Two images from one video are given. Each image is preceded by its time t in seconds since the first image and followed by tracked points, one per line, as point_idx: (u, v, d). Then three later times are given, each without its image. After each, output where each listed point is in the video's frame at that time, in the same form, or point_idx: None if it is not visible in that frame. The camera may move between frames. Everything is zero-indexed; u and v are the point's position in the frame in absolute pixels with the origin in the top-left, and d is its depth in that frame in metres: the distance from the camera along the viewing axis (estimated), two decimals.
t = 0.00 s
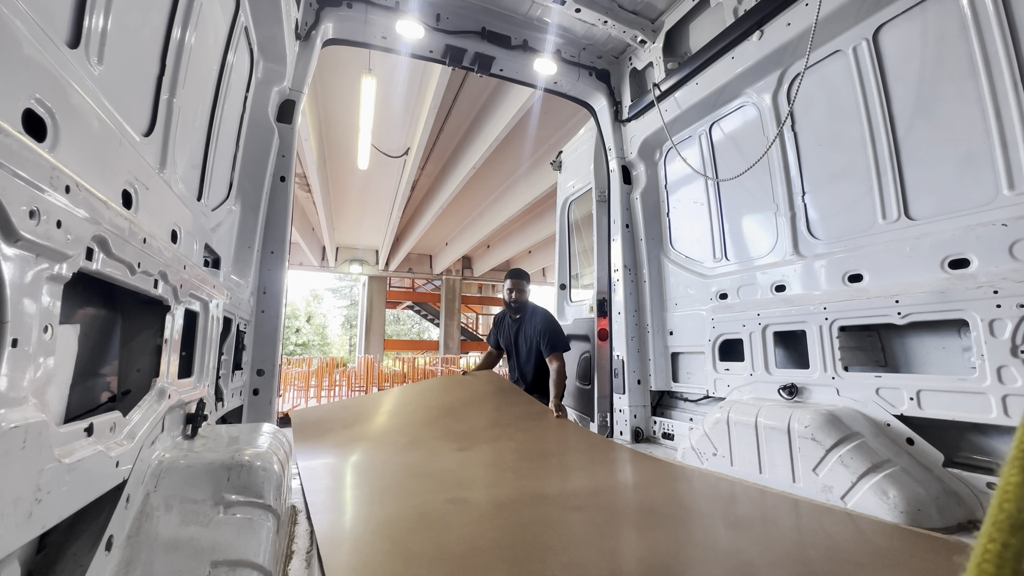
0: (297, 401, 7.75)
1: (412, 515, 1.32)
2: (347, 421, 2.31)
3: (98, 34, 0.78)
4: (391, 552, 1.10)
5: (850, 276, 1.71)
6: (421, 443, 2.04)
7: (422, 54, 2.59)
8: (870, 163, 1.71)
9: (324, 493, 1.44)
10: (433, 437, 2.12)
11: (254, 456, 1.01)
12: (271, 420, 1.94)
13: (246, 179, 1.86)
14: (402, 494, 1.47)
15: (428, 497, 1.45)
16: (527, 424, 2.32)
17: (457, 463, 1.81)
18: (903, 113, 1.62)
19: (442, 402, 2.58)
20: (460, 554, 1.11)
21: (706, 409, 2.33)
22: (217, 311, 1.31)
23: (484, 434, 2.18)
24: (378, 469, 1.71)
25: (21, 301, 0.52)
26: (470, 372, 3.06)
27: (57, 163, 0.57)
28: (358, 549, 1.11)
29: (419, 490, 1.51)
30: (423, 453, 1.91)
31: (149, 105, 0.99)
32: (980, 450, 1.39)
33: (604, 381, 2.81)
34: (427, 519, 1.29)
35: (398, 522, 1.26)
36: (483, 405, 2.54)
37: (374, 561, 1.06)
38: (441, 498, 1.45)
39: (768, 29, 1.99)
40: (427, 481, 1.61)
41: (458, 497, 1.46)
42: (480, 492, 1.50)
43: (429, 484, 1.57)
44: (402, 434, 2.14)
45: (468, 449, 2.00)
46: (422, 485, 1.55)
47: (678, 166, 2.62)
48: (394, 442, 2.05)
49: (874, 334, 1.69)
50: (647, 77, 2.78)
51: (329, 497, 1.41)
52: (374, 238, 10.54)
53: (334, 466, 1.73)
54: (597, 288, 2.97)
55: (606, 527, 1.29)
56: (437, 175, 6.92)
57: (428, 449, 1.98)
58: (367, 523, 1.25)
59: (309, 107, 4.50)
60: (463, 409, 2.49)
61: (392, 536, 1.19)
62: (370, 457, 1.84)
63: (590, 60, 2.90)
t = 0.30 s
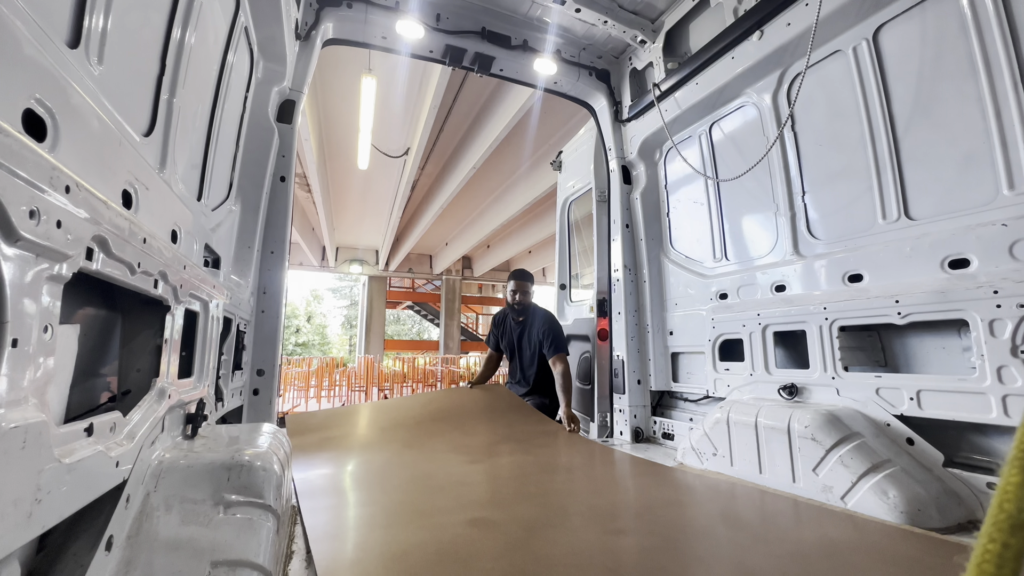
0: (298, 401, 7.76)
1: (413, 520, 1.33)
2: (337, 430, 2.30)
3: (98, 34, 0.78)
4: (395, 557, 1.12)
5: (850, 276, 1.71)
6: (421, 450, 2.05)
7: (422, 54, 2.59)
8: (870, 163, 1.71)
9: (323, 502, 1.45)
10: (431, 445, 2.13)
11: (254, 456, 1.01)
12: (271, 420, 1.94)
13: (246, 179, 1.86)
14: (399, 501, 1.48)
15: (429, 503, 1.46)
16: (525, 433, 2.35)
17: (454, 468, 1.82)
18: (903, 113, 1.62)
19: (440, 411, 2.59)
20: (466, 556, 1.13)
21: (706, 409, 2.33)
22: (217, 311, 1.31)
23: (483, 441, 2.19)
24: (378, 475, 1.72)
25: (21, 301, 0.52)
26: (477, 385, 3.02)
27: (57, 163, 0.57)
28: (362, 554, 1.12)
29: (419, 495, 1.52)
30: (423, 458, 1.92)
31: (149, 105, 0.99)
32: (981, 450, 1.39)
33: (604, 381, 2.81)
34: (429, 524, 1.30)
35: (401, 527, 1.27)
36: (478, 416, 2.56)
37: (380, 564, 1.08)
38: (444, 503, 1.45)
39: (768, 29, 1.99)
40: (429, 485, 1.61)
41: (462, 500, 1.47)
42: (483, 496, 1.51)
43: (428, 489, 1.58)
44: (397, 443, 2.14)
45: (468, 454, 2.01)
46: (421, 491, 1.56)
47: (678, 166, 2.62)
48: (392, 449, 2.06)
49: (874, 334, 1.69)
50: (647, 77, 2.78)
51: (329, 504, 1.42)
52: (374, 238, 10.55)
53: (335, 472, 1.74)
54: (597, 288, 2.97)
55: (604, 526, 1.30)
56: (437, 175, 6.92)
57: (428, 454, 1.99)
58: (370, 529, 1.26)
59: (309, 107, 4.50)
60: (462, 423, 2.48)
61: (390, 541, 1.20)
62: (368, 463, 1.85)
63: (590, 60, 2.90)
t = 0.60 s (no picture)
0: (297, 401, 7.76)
1: (415, 524, 1.34)
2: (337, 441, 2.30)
3: (98, 34, 0.78)
4: (399, 558, 1.13)
5: (850, 276, 1.71)
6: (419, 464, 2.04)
7: (422, 54, 2.59)
8: (870, 163, 1.71)
9: (324, 507, 1.45)
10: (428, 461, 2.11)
11: (254, 457, 1.01)
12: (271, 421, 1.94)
13: (246, 179, 1.86)
14: (398, 507, 1.48)
15: (429, 509, 1.46)
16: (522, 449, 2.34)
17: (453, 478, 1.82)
18: (903, 114, 1.62)
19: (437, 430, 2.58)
20: (468, 556, 1.14)
21: (706, 409, 2.33)
22: (217, 311, 1.31)
23: (482, 459, 2.17)
24: (378, 484, 1.72)
25: (21, 301, 0.52)
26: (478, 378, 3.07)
27: (57, 162, 0.57)
28: (366, 555, 1.13)
29: (420, 502, 1.53)
30: (421, 473, 1.91)
31: (149, 105, 0.99)
32: (980, 450, 1.39)
33: (604, 381, 2.81)
34: (431, 528, 1.31)
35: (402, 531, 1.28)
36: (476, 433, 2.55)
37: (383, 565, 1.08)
38: (443, 511, 1.45)
39: (768, 29, 1.99)
40: (428, 495, 1.61)
41: (462, 509, 1.47)
42: (481, 505, 1.50)
43: (428, 497, 1.58)
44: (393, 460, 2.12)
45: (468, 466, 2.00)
46: (419, 500, 1.56)
47: (678, 166, 2.62)
48: (390, 463, 2.05)
49: (874, 334, 1.69)
50: (647, 77, 2.78)
51: (329, 510, 1.41)
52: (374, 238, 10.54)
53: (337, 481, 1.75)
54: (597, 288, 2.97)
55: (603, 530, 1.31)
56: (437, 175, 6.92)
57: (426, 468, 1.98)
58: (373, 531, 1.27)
59: (309, 107, 4.51)
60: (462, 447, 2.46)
61: (391, 543, 1.21)
62: (368, 475, 1.85)
63: (590, 60, 2.90)
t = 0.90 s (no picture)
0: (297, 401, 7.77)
1: (414, 523, 1.34)
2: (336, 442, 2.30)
3: (98, 34, 0.78)
4: (399, 558, 1.13)
5: (850, 276, 1.71)
6: (419, 464, 2.05)
7: (422, 54, 2.59)
8: (870, 163, 1.71)
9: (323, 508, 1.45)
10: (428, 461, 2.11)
11: (254, 457, 1.01)
12: (271, 421, 1.94)
13: (246, 179, 1.86)
14: (398, 507, 1.48)
15: (428, 508, 1.47)
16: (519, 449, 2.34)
17: (452, 478, 1.82)
18: (903, 113, 1.62)
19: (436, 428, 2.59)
20: (468, 556, 1.14)
21: (706, 409, 2.33)
22: (217, 311, 1.31)
23: (481, 459, 2.17)
24: (377, 484, 1.72)
25: (21, 301, 0.52)
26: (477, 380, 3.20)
27: (57, 162, 0.57)
28: (366, 554, 1.13)
29: (419, 502, 1.53)
30: (420, 473, 1.91)
31: (149, 105, 0.99)
32: (981, 450, 1.39)
33: (603, 381, 2.81)
34: (429, 528, 1.31)
35: (401, 530, 1.28)
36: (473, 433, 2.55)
37: (382, 565, 1.08)
38: (442, 511, 1.45)
39: (768, 29, 1.99)
40: (428, 494, 1.61)
41: (461, 509, 1.47)
42: (481, 505, 1.50)
43: (428, 497, 1.58)
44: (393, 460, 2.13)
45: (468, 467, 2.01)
46: (419, 499, 1.56)
47: (678, 166, 2.62)
48: (389, 463, 2.06)
49: (874, 334, 1.69)
50: (647, 77, 2.78)
51: (329, 511, 1.42)
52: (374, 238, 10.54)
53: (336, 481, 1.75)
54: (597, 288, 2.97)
55: (602, 530, 1.31)
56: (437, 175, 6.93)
57: (426, 468, 1.98)
58: (372, 532, 1.27)
59: (309, 107, 4.51)
60: (461, 446, 2.46)
61: (391, 542, 1.21)
62: (368, 475, 1.85)
63: (590, 60, 2.90)
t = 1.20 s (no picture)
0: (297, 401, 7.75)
1: (413, 523, 1.34)
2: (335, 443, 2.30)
3: (98, 34, 0.78)
4: (399, 558, 1.13)
5: (850, 276, 1.71)
6: (419, 464, 2.05)
7: (422, 54, 2.59)
8: (870, 163, 1.71)
9: (323, 508, 1.45)
10: (428, 461, 2.11)
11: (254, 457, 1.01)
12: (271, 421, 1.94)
13: (246, 179, 1.86)
14: (397, 507, 1.48)
15: (428, 508, 1.47)
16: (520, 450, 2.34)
17: (452, 478, 1.82)
18: (903, 113, 1.62)
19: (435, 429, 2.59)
20: (467, 556, 1.14)
21: (706, 409, 2.33)
22: (217, 311, 1.31)
23: (481, 459, 2.16)
24: (378, 484, 1.72)
25: (22, 301, 0.52)
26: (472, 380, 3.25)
27: (57, 162, 0.57)
28: (365, 554, 1.13)
29: (419, 502, 1.53)
30: (420, 472, 1.91)
31: (149, 105, 0.99)
32: (981, 450, 1.38)
33: (603, 381, 2.81)
34: (428, 527, 1.32)
35: (400, 530, 1.28)
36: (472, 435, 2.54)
37: (383, 565, 1.09)
38: (442, 511, 1.45)
39: (768, 29, 1.99)
40: (427, 494, 1.61)
41: (460, 509, 1.47)
42: (480, 505, 1.50)
43: (427, 497, 1.58)
44: (394, 460, 2.13)
45: (467, 467, 2.00)
46: (419, 499, 1.57)
47: (678, 166, 2.62)
48: (389, 463, 2.06)
49: (874, 334, 1.69)
50: (647, 77, 2.78)
51: (329, 512, 1.41)
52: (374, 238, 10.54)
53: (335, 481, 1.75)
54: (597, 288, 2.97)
55: (602, 531, 1.30)
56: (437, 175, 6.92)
57: (426, 468, 1.98)
58: (371, 531, 1.27)
59: (309, 107, 4.51)
60: (461, 446, 2.46)
61: (390, 542, 1.21)
62: (368, 475, 1.85)
63: (590, 60, 2.89)
